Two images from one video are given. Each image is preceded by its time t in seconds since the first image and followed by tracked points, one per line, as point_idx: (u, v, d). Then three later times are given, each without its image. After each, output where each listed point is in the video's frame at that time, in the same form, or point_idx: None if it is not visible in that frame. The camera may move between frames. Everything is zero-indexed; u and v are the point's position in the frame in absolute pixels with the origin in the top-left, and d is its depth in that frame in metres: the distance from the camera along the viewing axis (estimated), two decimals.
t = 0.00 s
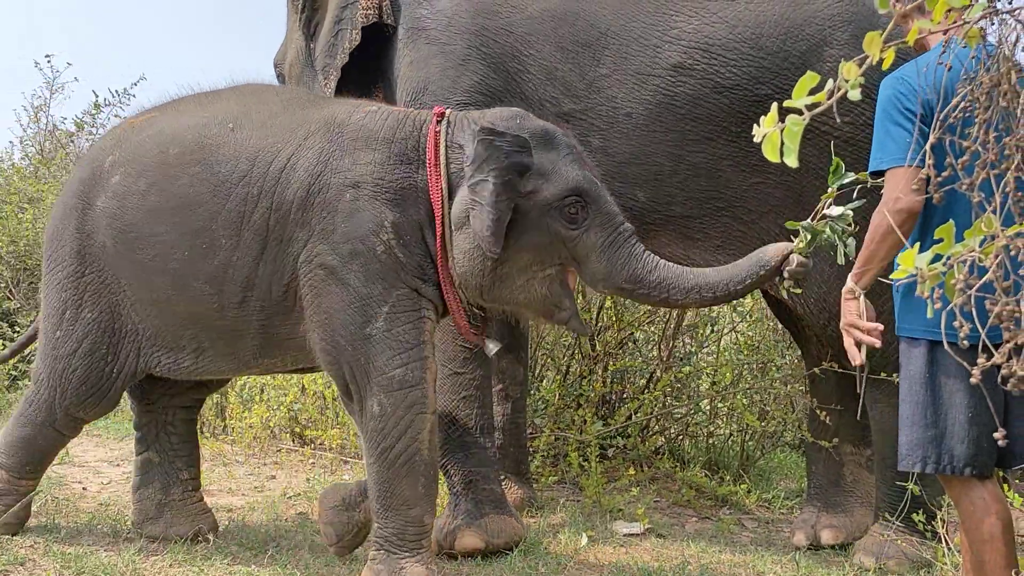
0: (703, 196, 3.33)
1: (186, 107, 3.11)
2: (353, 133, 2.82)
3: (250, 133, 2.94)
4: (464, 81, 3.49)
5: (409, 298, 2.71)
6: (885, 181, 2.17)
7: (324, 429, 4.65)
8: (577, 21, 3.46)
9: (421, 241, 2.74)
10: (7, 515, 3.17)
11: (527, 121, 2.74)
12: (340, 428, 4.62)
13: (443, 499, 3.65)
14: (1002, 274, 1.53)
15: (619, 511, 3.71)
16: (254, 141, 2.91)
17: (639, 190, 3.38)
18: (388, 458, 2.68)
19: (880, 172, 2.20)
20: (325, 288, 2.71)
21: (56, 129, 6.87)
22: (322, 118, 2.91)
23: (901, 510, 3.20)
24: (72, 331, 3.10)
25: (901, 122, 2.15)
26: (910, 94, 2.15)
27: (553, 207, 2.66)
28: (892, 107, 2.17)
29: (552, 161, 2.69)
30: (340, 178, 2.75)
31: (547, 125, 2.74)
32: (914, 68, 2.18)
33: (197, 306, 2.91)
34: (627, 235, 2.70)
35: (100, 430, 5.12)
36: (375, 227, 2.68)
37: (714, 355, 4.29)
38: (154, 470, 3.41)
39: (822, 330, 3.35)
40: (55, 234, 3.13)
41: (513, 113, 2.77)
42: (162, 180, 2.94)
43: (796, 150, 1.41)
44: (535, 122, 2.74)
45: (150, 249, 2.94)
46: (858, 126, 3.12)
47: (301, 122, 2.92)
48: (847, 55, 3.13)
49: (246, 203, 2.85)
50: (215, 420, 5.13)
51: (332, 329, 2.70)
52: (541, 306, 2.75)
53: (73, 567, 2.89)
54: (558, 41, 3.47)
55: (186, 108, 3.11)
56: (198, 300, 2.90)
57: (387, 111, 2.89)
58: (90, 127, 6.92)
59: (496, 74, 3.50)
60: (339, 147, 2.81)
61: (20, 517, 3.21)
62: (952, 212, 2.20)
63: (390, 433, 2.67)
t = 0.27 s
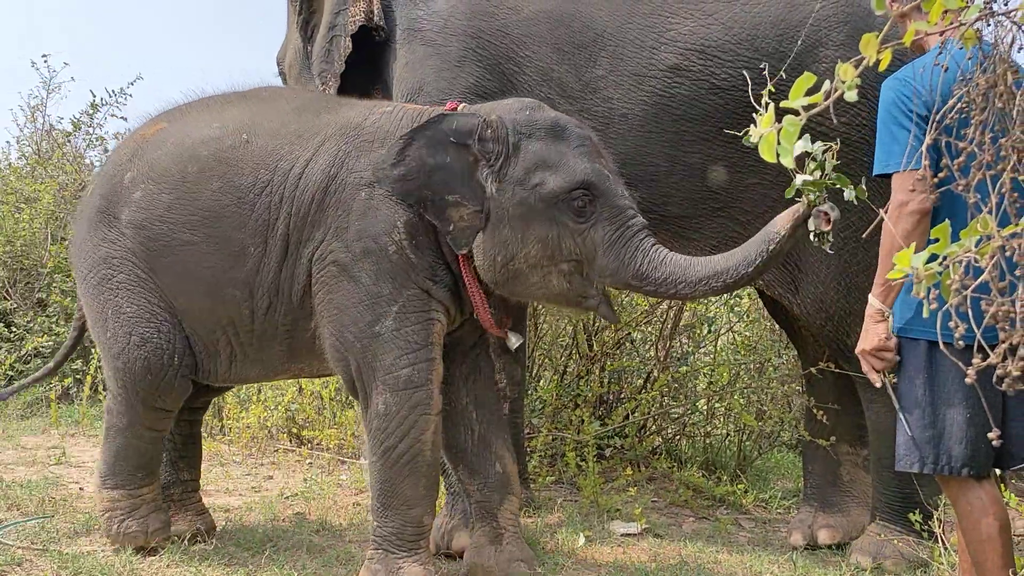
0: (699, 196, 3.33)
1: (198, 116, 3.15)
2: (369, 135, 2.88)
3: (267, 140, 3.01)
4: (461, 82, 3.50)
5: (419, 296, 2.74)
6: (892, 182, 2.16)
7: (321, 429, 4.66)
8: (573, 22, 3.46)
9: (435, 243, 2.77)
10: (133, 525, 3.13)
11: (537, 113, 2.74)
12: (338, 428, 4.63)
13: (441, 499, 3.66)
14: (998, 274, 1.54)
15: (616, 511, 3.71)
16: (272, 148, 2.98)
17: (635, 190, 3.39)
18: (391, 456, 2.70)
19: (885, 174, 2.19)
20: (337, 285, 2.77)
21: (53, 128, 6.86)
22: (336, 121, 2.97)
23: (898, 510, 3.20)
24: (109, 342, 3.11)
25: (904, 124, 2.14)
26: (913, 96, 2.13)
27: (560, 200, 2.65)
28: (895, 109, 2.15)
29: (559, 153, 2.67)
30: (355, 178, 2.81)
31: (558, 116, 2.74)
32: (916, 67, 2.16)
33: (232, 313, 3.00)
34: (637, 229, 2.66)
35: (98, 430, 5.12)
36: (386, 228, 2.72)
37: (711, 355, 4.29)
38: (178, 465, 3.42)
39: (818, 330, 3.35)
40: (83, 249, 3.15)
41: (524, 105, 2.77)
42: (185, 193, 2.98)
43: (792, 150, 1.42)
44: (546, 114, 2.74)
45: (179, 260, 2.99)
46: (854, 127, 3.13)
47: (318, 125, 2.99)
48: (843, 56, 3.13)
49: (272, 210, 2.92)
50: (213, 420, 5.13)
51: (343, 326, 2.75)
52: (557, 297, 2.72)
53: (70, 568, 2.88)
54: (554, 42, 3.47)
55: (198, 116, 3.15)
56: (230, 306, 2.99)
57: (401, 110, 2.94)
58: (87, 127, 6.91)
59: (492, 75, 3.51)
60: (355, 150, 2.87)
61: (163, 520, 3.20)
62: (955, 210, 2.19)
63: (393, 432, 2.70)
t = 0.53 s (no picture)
0: (696, 196, 3.33)
1: (217, 111, 3.15)
2: (390, 133, 2.89)
3: (290, 135, 3.01)
4: (457, 81, 3.49)
5: (432, 295, 2.75)
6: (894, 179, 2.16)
7: (319, 429, 4.66)
8: (571, 23, 3.46)
9: (451, 245, 2.77)
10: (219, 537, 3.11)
11: (559, 119, 2.75)
12: (335, 428, 4.62)
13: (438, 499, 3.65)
14: (994, 274, 1.54)
15: (614, 511, 3.71)
16: (294, 142, 2.99)
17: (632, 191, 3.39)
18: (394, 455, 2.72)
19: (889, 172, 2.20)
20: (351, 280, 2.78)
21: (49, 127, 6.83)
22: (357, 117, 2.98)
23: (895, 510, 3.21)
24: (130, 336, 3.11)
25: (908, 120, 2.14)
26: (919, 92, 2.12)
27: (574, 210, 2.65)
28: (901, 105, 2.15)
29: (576, 161, 2.68)
30: (375, 175, 2.82)
31: (580, 124, 2.74)
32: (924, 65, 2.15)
33: (248, 307, 3.00)
34: (650, 243, 2.67)
35: (94, 430, 5.11)
36: (404, 225, 2.73)
37: (709, 355, 4.29)
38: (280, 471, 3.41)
39: (814, 330, 3.36)
40: (102, 244, 3.15)
41: (546, 110, 2.78)
42: (204, 187, 2.98)
43: (790, 150, 1.41)
44: (568, 120, 2.75)
45: (197, 254, 2.98)
46: (851, 127, 3.13)
47: (339, 123, 3.00)
48: (840, 57, 3.14)
49: (291, 206, 2.93)
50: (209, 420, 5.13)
51: (354, 322, 2.76)
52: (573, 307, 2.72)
53: (66, 568, 2.88)
54: (552, 42, 3.47)
55: (215, 112, 3.15)
56: (248, 302, 2.99)
57: (422, 109, 2.95)
58: (84, 126, 6.90)
59: (488, 74, 3.51)
60: (375, 146, 2.87)
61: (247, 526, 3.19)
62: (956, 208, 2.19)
63: (398, 430, 2.72)
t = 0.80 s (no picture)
0: (691, 196, 3.34)
1: (237, 108, 3.14)
2: (413, 132, 2.87)
3: (313, 132, 2.99)
4: (454, 84, 3.50)
5: (445, 297, 2.75)
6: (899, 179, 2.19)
7: (316, 429, 4.66)
8: (565, 21, 3.46)
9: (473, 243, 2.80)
10: (225, 538, 3.11)
11: (590, 130, 2.75)
12: (333, 428, 4.63)
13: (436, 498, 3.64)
14: (992, 274, 1.54)
15: (611, 511, 3.71)
16: (318, 139, 2.97)
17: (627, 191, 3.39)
18: (399, 454, 2.73)
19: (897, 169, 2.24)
20: (366, 277, 2.77)
21: (46, 128, 6.83)
22: (380, 116, 2.96)
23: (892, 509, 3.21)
24: (149, 331, 3.09)
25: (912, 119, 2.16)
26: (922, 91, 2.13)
27: (607, 221, 2.66)
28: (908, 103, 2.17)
29: (611, 174, 2.69)
30: (398, 174, 2.81)
31: (611, 135, 2.76)
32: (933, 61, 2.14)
33: (266, 304, 2.97)
34: (679, 256, 2.69)
35: (91, 430, 5.11)
36: (425, 225, 2.73)
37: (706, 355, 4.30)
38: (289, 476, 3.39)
39: (810, 330, 3.36)
40: (119, 238, 3.13)
41: (578, 120, 2.79)
42: (225, 182, 2.96)
43: (789, 150, 1.41)
44: (598, 131, 2.76)
45: (216, 249, 2.97)
46: (843, 127, 3.14)
47: (359, 120, 2.98)
48: (833, 56, 3.14)
49: (310, 202, 2.91)
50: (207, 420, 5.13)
51: (365, 319, 2.75)
52: (584, 323, 2.74)
53: (64, 568, 2.88)
54: (546, 42, 3.47)
55: (235, 109, 3.13)
56: (266, 299, 2.97)
57: (445, 110, 2.94)
58: (81, 126, 6.89)
59: (484, 77, 3.51)
60: (398, 144, 2.86)
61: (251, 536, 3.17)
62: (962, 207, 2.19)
63: (403, 430, 2.72)
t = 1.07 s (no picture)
0: (683, 196, 3.35)
1: (254, 105, 3.11)
2: (436, 135, 2.89)
3: (334, 132, 2.98)
4: (449, 85, 3.52)
5: (460, 301, 2.79)
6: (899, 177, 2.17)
7: (313, 429, 4.66)
8: (557, 23, 3.47)
9: (496, 245, 2.86)
10: (225, 539, 3.09)
11: (620, 138, 2.88)
12: (329, 428, 4.63)
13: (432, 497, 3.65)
14: (985, 274, 1.55)
15: (608, 511, 3.71)
16: (338, 139, 2.96)
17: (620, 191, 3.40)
18: (400, 452, 2.74)
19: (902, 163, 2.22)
20: (382, 276, 2.78)
21: (42, 127, 6.83)
22: (401, 118, 2.96)
23: (887, 508, 3.22)
24: (166, 330, 3.03)
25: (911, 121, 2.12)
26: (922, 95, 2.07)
27: (640, 228, 2.81)
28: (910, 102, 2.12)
29: (642, 183, 2.84)
30: (421, 179, 2.83)
31: (639, 145, 2.90)
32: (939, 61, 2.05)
33: (285, 305, 2.95)
34: (704, 265, 2.86)
35: (88, 430, 5.10)
36: (449, 229, 2.77)
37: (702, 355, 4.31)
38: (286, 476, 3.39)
39: (804, 330, 3.36)
40: (131, 237, 3.06)
41: (607, 129, 2.90)
42: (247, 180, 2.93)
43: (783, 148, 1.41)
44: (628, 140, 2.89)
45: (236, 248, 2.93)
46: (835, 127, 3.14)
47: (380, 120, 2.97)
48: (824, 56, 3.14)
49: (332, 202, 2.91)
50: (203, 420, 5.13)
51: (372, 316, 2.77)
52: (607, 322, 2.91)
53: (59, 568, 2.88)
54: (539, 43, 3.47)
55: (252, 106, 3.11)
56: (286, 298, 2.94)
57: (465, 114, 2.96)
58: (78, 126, 6.89)
59: (479, 78, 3.52)
60: (420, 149, 2.87)
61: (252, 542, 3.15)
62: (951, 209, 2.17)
63: (403, 427, 2.74)
